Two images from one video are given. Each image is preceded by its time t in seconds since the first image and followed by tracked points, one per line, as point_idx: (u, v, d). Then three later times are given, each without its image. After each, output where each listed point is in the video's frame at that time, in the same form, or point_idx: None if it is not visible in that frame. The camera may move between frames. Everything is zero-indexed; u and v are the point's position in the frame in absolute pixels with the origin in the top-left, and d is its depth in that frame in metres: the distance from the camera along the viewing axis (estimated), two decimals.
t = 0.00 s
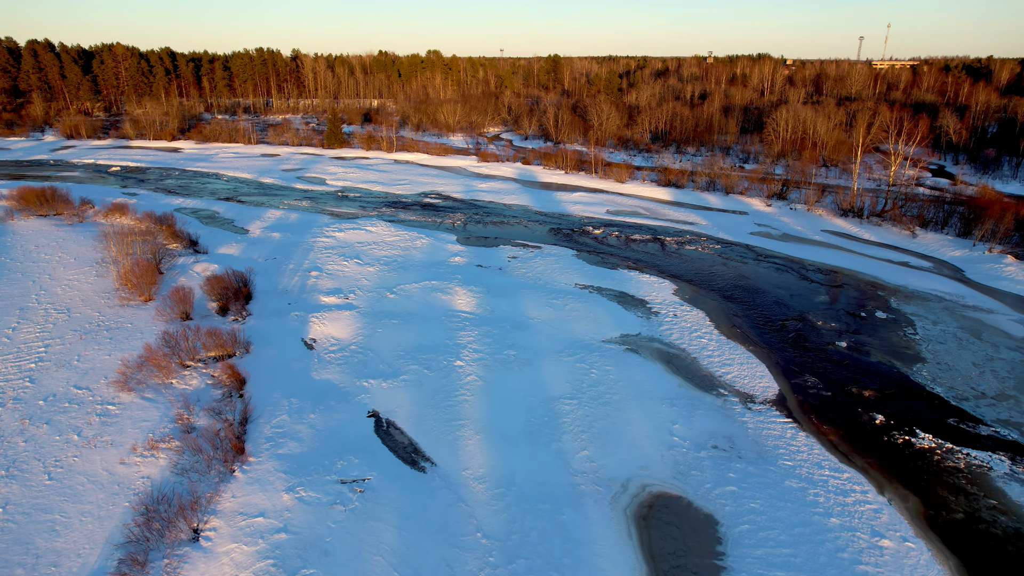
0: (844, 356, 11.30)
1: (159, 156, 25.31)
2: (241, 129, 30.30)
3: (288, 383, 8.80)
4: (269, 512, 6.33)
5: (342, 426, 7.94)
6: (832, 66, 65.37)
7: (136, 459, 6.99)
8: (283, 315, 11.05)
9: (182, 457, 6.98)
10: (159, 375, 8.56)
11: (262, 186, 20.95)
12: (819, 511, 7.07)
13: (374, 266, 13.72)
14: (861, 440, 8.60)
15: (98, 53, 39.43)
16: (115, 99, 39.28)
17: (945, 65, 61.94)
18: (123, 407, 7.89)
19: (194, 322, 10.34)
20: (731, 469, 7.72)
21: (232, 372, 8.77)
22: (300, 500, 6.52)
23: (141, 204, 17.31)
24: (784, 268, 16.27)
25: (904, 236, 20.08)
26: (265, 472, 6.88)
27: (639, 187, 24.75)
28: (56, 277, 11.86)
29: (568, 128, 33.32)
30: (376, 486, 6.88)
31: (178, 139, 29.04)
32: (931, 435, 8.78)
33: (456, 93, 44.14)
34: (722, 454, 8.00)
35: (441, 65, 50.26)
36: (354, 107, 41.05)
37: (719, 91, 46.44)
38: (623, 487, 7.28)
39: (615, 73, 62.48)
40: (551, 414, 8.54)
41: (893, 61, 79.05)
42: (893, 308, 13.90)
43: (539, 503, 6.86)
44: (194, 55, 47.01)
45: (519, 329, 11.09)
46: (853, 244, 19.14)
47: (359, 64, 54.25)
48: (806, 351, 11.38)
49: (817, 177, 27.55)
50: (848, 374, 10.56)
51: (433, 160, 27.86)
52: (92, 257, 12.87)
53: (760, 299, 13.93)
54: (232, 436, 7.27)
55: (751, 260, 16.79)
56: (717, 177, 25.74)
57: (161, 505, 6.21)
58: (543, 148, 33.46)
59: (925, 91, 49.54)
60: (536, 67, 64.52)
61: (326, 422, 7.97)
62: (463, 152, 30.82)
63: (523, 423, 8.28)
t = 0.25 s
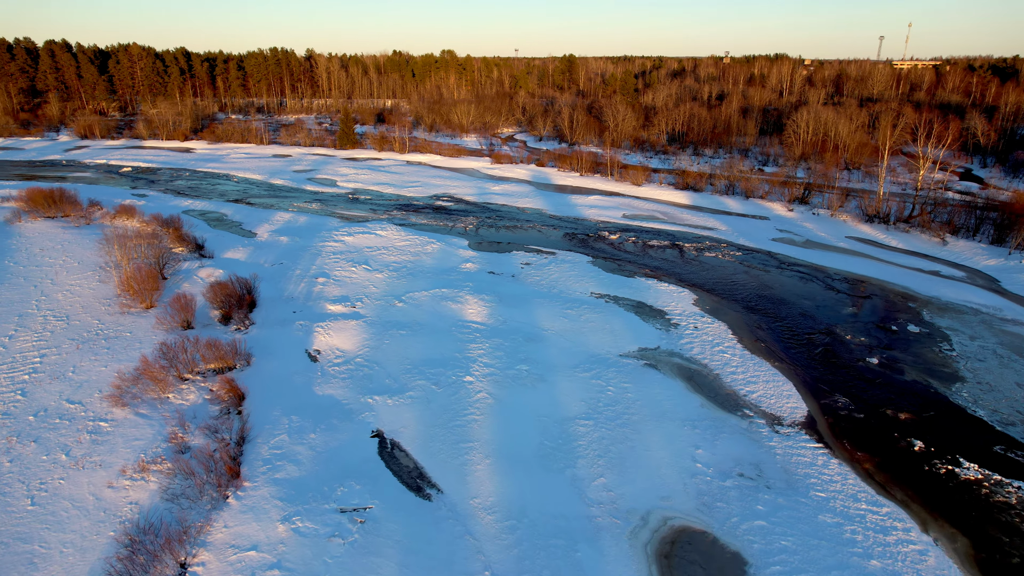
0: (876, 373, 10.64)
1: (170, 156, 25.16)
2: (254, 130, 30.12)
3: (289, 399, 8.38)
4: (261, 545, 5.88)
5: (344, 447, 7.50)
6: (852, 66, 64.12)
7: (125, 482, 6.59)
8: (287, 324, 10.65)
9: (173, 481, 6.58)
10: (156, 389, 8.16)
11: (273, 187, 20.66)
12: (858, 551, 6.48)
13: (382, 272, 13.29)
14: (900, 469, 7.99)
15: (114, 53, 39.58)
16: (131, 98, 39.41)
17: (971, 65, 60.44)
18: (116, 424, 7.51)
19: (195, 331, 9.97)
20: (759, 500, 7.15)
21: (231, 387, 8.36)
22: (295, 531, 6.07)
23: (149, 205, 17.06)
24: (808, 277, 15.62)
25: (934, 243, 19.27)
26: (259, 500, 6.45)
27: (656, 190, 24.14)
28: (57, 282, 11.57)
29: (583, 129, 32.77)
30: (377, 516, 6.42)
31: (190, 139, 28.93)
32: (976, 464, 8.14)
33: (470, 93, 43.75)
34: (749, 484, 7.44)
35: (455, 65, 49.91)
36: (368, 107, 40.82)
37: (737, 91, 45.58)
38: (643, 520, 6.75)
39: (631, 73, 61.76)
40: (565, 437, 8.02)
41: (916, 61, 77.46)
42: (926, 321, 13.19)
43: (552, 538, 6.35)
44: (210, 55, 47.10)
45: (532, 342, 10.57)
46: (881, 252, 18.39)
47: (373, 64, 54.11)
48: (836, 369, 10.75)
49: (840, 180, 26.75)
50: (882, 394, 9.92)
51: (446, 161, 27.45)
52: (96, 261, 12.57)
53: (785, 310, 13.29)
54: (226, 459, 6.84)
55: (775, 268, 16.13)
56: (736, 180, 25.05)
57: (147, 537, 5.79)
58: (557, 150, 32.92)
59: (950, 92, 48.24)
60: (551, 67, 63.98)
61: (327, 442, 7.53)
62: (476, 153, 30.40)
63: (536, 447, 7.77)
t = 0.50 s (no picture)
0: (912, 393, 9.99)
1: (182, 156, 25.00)
2: (266, 130, 29.93)
3: (289, 416, 7.96)
4: None
5: (345, 471, 7.05)
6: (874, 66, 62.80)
7: (112, 508, 6.20)
8: (291, 334, 10.25)
9: (162, 508, 6.18)
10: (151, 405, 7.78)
11: (283, 189, 20.36)
12: None
13: (391, 279, 12.86)
14: (944, 503, 7.37)
15: (130, 53, 39.71)
16: (146, 98, 39.51)
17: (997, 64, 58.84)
18: (106, 443, 7.13)
19: (196, 341, 9.60)
20: (790, 537, 6.58)
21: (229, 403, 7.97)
22: (289, 568, 5.62)
23: (158, 207, 16.82)
24: (835, 287, 14.94)
25: (966, 251, 18.46)
26: (252, 531, 6.02)
27: (674, 193, 23.52)
28: (59, 287, 11.28)
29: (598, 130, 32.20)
30: (377, 551, 5.96)
31: (203, 140, 28.80)
32: None
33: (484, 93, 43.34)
34: (779, 517, 6.87)
35: (469, 65, 49.54)
36: (381, 107, 40.56)
37: (756, 91, 44.71)
38: (664, 558, 6.22)
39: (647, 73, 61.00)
40: (581, 462, 7.50)
41: (939, 61, 75.82)
42: (962, 335, 12.48)
43: None
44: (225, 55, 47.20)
45: (546, 356, 10.06)
46: (909, 260, 17.64)
47: (387, 64, 53.92)
48: (869, 388, 10.11)
49: (864, 184, 25.93)
50: (919, 417, 9.28)
51: (459, 163, 27.02)
52: (99, 265, 12.29)
53: (811, 323, 12.65)
54: (220, 484, 6.43)
55: (799, 277, 15.47)
56: (756, 183, 24.35)
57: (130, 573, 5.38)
58: (572, 151, 32.39)
59: (977, 92, 46.90)
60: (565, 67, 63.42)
61: (327, 465, 7.09)
62: (489, 154, 29.95)
63: (549, 474, 7.26)
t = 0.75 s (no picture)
0: (952, 416, 9.34)
1: (193, 157, 24.82)
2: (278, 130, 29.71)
3: (289, 436, 7.54)
4: None
5: (344, 498, 6.60)
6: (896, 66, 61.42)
7: (95, 538, 5.80)
8: (294, 345, 9.84)
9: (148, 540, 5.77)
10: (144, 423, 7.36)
11: (292, 190, 20.05)
12: None
13: (399, 286, 12.43)
14: (994, 543, 6.76)
15: (145, 53, 39.79)
16: (161, 98, 39.57)
17: None
18: (95, 464, 6.75)
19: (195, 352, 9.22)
20: None
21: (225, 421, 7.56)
22: None
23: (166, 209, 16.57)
24: (863, 298, 14.25)
25: (1000, 259, 17.62)
26: (242, 567, 5.58)
27: (692, 197, 22.88)
28: (59, 293, 10.99)
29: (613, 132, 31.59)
30: None
31: (215, 140, 28.65)
32: None
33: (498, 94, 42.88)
34: (813, 558, 6.30)
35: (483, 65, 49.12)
36: (394, 107, 40.28)
37: (775, 92, 43.79)
38: None
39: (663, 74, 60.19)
40: (597, 492, 6.99)
41: (963, 61, 74.12)
42: (1001, 352, 11.77)
43: None
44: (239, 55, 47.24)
45: (560, 371, 9.55)
46: (940, 269, 16.88)
47: (401, 64, 53.68)
48: (904, 409, 9.48)
49: (889, 189, 25.09)
50: (960, 442, 8.64)
51: (472, 164, 26.56)
52: (101, 269, 11.98)
53: (839, 337, 12.01)
54: (210, 513, 6.01)
55: (825, 286, 14.79)
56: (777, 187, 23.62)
57: None
58: (586, 153, 31.82)
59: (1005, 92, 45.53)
60: (580, 67, 62.79)
61: (326, 491, 6.65)
62: (502, 156, 29.48)
63: (563, 505, 6.74)
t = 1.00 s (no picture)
0: (997, 442, 8.69)
1: (205, 157, 24.64)
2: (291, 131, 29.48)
3: (287, 458, 7.11)
4: None
5: (343, 529, 6.16)
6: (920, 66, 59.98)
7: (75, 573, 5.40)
8: (297, 357, 9.43)
9: None
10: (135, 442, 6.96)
11: (303, 192, 19.73)
12: None
13: (408, 294, 11.99)
14: None
15: (160, 53, 39.87)
16: (175, 98, 39.62)
17: None
18: (81, 487, 6.38)
19: (194, 364, 8.85)
20: None
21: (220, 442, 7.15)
22: None
23: (174, 211, 16.32)
24: (894, 310, 13.56)
25: None
26: None
27: (711, 200, 22.22)
28: (60, 299, 10.69)
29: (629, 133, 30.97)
30: None
31: (227, 140, 28.49)
32: None
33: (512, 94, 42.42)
34: None
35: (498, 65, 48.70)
36: (407, 108, 39.97)
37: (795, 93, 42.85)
38: None
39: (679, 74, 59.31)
40: (615, 526, 6.46)
41: (988, 60, 72.29)
42: None
43: None
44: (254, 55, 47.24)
45: (575, 388, 9.04)
46: (973, 278, 16.10)
47: (415, 64, 53.40)
48: (944, 434, 8.84)
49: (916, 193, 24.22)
50: (1007, 472, 8.00)
51: (485, 166, 26.10)
52: (104, 274, 11.69)
53: (871, 352, 11.37)
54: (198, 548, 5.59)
55: (853, 297, 14.12)
56: (799, 191, 22.90)
57: None
58: (601, 154, 31.23)
59: None
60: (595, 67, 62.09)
61: (324, 522, 6.20)
62: (516, 157, 28.98)
63: (578, 540, 6.23)
